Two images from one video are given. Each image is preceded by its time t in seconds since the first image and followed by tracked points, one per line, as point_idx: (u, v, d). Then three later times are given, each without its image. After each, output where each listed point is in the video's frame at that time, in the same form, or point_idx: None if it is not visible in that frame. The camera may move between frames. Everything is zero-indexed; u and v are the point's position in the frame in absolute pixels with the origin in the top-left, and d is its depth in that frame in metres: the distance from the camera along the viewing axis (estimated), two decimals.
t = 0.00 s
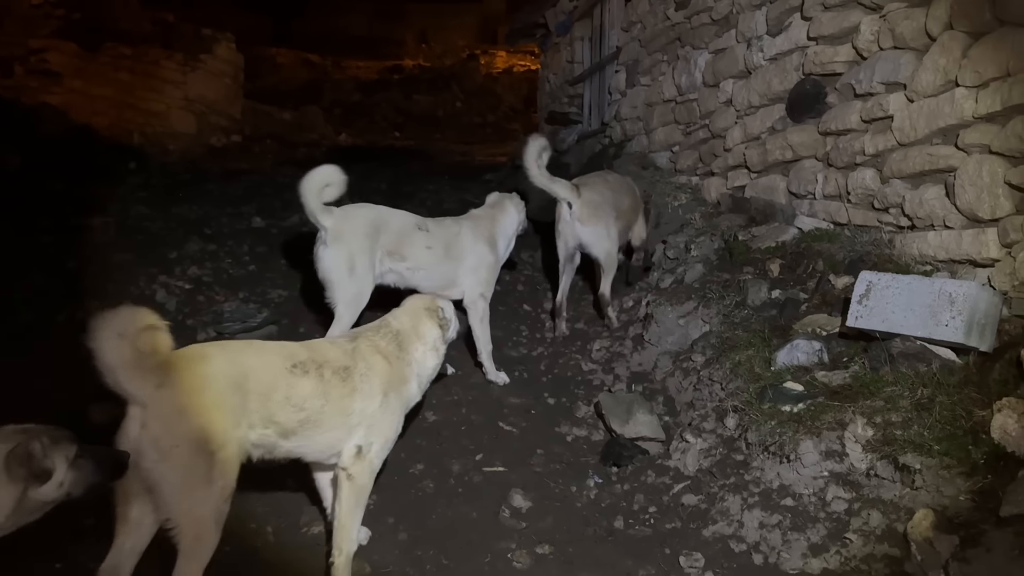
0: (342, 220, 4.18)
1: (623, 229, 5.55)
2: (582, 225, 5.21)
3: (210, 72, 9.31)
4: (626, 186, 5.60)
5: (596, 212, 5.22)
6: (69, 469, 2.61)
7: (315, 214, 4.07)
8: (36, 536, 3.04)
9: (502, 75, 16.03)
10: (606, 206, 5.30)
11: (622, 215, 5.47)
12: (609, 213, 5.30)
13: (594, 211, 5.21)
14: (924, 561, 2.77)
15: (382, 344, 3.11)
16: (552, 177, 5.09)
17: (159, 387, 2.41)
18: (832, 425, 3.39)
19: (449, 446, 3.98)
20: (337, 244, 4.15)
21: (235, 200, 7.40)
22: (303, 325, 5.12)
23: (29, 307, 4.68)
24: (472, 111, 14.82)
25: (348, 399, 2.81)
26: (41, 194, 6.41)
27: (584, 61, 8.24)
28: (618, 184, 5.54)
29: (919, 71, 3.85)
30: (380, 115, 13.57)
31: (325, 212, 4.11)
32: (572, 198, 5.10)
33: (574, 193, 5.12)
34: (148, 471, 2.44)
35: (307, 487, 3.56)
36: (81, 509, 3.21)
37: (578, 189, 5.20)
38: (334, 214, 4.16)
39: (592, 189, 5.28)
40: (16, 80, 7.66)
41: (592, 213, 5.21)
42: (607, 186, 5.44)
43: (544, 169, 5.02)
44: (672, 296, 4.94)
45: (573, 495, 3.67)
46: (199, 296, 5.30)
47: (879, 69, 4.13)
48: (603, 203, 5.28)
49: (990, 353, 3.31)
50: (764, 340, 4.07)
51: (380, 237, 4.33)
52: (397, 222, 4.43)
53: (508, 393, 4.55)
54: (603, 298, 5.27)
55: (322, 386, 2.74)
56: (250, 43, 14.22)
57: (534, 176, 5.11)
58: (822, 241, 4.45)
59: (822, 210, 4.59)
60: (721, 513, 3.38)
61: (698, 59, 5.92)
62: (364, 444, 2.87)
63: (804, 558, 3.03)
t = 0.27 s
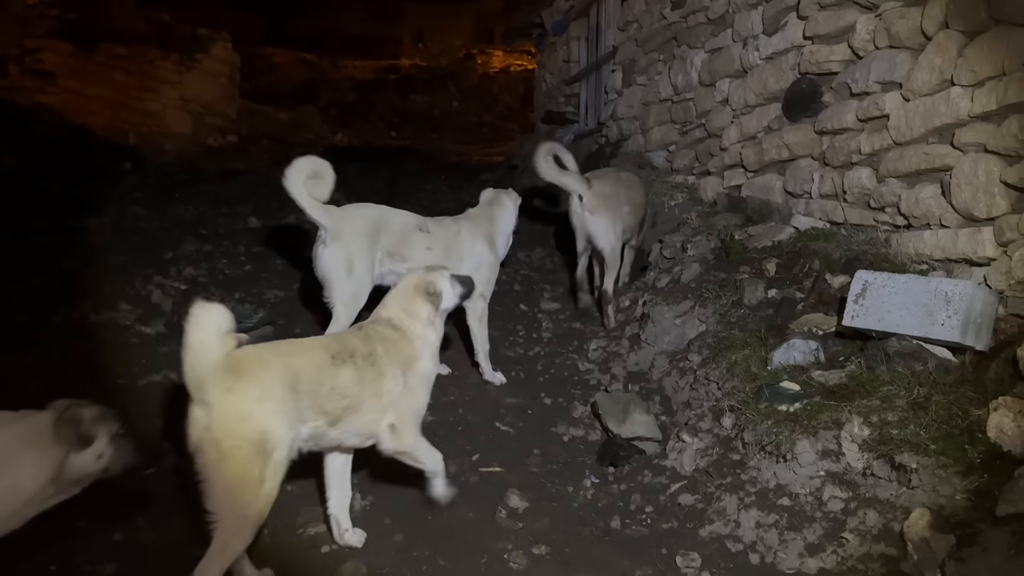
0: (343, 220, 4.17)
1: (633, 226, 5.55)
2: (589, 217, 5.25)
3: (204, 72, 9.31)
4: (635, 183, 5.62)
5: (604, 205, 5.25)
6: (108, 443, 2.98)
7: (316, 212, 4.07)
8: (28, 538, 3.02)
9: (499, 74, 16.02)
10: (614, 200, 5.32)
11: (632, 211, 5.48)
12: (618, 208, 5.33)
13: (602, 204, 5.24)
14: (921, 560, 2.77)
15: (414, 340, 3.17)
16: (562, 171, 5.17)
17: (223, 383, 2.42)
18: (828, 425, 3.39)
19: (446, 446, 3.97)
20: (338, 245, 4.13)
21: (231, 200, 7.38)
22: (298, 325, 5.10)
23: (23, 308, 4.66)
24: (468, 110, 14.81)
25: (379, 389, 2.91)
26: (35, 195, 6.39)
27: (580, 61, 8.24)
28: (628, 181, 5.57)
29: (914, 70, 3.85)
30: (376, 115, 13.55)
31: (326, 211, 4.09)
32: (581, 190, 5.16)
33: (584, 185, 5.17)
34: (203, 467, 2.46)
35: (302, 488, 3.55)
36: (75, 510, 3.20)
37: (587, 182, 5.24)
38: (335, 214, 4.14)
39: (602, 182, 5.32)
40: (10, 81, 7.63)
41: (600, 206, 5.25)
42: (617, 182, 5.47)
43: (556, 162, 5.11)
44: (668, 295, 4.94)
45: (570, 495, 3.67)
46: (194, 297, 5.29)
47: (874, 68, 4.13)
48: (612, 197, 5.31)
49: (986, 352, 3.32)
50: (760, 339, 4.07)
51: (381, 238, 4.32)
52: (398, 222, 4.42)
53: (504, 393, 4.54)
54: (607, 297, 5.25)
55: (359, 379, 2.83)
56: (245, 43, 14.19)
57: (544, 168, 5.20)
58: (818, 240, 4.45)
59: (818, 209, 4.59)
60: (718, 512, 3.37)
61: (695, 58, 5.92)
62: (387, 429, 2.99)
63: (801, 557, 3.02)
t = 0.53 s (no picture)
0: (339, 222, 4.16)
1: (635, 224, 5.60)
2: (594, 206, 5.34)
3: (200, 72, 9.27)
4: (632, 184, 5.75)
5: (609, 194, 5.37)
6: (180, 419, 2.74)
7: (312, 212, 4.07)
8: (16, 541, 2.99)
9: (494, 73, 16.00)
10: (618, 193, 5.46)
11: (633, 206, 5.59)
12: (623, 199, 5.45)
13: (608, 193, 5.37)
14: (913, 561, 2.77)
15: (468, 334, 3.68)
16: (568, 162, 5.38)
17: (294, 358, 2.86)
18: (822, 426, 3.40)
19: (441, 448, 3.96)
20: (333, 245, 4.13)
21: (225, 201, 7.36)
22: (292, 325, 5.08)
23: (15, 310, 4.64)
24: (464, 110, 14.79)
25: (421, 371, 3.32)
26: (28, 196, 6.37)
27: (574, 60, 8.23)
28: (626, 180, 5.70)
29: (907, 70, 3.85)
30: (371, 115, 13.53)
31: (321, 211, 4.10)
32: (587, 179, 5.33)
33: (588, 175, 5.35)
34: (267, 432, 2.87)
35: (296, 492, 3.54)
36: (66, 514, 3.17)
37: (591, 174, 5.40)
38: (331, 214, 4.14)
39: (604, 175, 5.48)
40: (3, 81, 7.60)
41: (606, 195, 5.37)
42: (618, 178, 5.62)
43: (565, 151, 5.33)
44: (662, 296, 4.94)
45: (564, 496, 3.66)
46: (187, 298, 5.26)
47: (867, 68, 4.13)
48: (615, 189, 5.45)
49: (979, 353, 3.31)
50: (754, 340, 4.08)
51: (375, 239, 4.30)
52: (394, 223, 4.40)
53: (498, 395, 4.54)
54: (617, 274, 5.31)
55: (407, 359, 3.26)
56: (240, 43, 14.15)
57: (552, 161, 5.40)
58: (812, 240, 4.46)
59: (812, 209, 4.59)
60: (712, 513, 3.35)
61: (688, 58, 5.92)
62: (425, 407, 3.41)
63: (795, 558, 2.99)
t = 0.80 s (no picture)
0: (337, 224, 4.19)
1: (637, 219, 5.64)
2: (599, 198, 5.36)
3: (195, 72, 9.31)
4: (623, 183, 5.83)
5: (609, 187, 5.43)
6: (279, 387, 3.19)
7: (312, 214, 4.14)
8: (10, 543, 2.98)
9: (490, 73, 16.01)
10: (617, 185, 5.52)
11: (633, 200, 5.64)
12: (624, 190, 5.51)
13: (608, 187, 5.41)
14: (909, 560, 2.77)
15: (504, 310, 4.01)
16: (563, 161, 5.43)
17: (374, 329, 3.18)
18: (817, 425, 3.40)
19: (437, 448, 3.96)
20: (330, 246, 4.16)
21: (220, 202, 7.34)
22: (287, 326, 5.08)
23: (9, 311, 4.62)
24: (461, 110, 14.78)
25: (478, 346, 3.66)
26: (22, 197, 6.34)
27: (570, 60, 8.24)
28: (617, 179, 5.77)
29: (902, 70, 3.86)
30: (367, 115, 13.52)
31: (320, 213, 4.15)
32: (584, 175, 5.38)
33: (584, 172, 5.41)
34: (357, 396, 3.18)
35: (292, 493, 3.54)
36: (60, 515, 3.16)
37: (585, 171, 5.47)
38: (329, 217, 4.18)
39: (598, 172, 5.56)
40: None
41: (607, 188, 5.41)
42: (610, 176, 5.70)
43: (560, 152, 5.38)
44: (658, 295, 4.95)
45: (560, 496, 3.66)
46: (182, 299, 5.25)
47: (862, 67, 4.13)
48: (613, 183, 5.52)
49: (973, 351, 3.32)
50: (749, 339, 4.08)
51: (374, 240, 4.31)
52: (393, 224, 4.41)
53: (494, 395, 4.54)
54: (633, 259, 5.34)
55: (464, 327, 3.59)
56: (235, 43, 14.12)
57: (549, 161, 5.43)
58: (806, 239, 4.46)
59: (807, 208, 4.60)
60: (708, 513, 3.36)
61: (684, 57, 5.92)
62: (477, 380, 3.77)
63: (791, 557, 3.00)
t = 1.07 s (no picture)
0: (351, 217, 4.16)
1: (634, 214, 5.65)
2: (598, 194, 5.36)
3: (190, 71, 9.20)
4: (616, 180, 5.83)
5: (607, 183, 5.44)
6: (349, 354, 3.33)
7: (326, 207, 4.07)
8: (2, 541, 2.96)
9: (486, 72, 16.00)
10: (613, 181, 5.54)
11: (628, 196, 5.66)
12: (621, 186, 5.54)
13: (606, 183, 5.42)
14: (904, 554, 2.77)
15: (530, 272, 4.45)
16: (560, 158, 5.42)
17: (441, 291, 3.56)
18: (812, 420, 3.40)
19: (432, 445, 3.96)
20: (345, 240, 4.12)
21: (215, 200, 7.32)
22: (283, 324, 5.07)
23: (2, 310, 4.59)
24: (457, 108, 14.77)
25: (509, 310, 4.10)
26: (15, 196, 6.31)
27: (566, 58, 8.23)
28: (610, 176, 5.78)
29: (896, 66, 3.87)
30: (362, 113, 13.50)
31: (332, 208, 4.11)
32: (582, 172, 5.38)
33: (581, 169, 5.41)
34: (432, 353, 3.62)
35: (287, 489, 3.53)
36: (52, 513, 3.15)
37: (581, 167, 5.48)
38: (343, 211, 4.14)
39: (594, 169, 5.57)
40: None
41: (605, 184, 5.42)
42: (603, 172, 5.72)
43: (557, 149, 5.35)
44: (653, 292, 4.95)
45: (555, 492, 3.65)
46: (177, 297, 5.24)
47: (857, 64, 4.13)
48: (608, 179, 5.55)
49: (968, 346, 3.33)
50: (744, 335, 4.08)
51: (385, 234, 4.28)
52: (403, 218, 4.40)
53: (489, 392, 4.54)
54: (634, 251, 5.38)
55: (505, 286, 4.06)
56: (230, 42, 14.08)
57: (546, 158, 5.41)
58: (801, 235, 4.47)
59: (801, 205, 4.61)
60: (703, 509, 3.36)
61: (679, 55, 5.93)
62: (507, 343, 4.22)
63: (785, 553, 3.00)
